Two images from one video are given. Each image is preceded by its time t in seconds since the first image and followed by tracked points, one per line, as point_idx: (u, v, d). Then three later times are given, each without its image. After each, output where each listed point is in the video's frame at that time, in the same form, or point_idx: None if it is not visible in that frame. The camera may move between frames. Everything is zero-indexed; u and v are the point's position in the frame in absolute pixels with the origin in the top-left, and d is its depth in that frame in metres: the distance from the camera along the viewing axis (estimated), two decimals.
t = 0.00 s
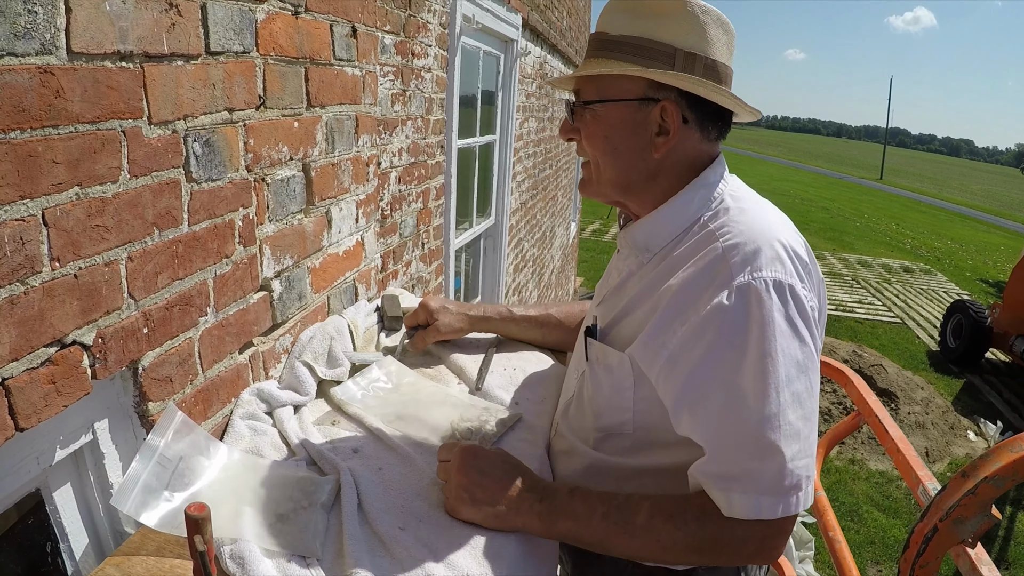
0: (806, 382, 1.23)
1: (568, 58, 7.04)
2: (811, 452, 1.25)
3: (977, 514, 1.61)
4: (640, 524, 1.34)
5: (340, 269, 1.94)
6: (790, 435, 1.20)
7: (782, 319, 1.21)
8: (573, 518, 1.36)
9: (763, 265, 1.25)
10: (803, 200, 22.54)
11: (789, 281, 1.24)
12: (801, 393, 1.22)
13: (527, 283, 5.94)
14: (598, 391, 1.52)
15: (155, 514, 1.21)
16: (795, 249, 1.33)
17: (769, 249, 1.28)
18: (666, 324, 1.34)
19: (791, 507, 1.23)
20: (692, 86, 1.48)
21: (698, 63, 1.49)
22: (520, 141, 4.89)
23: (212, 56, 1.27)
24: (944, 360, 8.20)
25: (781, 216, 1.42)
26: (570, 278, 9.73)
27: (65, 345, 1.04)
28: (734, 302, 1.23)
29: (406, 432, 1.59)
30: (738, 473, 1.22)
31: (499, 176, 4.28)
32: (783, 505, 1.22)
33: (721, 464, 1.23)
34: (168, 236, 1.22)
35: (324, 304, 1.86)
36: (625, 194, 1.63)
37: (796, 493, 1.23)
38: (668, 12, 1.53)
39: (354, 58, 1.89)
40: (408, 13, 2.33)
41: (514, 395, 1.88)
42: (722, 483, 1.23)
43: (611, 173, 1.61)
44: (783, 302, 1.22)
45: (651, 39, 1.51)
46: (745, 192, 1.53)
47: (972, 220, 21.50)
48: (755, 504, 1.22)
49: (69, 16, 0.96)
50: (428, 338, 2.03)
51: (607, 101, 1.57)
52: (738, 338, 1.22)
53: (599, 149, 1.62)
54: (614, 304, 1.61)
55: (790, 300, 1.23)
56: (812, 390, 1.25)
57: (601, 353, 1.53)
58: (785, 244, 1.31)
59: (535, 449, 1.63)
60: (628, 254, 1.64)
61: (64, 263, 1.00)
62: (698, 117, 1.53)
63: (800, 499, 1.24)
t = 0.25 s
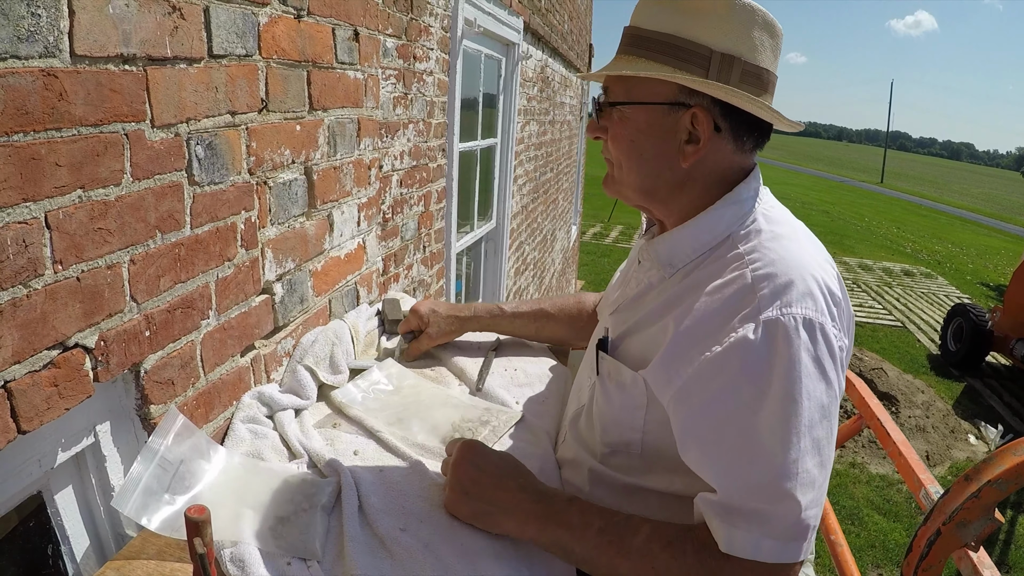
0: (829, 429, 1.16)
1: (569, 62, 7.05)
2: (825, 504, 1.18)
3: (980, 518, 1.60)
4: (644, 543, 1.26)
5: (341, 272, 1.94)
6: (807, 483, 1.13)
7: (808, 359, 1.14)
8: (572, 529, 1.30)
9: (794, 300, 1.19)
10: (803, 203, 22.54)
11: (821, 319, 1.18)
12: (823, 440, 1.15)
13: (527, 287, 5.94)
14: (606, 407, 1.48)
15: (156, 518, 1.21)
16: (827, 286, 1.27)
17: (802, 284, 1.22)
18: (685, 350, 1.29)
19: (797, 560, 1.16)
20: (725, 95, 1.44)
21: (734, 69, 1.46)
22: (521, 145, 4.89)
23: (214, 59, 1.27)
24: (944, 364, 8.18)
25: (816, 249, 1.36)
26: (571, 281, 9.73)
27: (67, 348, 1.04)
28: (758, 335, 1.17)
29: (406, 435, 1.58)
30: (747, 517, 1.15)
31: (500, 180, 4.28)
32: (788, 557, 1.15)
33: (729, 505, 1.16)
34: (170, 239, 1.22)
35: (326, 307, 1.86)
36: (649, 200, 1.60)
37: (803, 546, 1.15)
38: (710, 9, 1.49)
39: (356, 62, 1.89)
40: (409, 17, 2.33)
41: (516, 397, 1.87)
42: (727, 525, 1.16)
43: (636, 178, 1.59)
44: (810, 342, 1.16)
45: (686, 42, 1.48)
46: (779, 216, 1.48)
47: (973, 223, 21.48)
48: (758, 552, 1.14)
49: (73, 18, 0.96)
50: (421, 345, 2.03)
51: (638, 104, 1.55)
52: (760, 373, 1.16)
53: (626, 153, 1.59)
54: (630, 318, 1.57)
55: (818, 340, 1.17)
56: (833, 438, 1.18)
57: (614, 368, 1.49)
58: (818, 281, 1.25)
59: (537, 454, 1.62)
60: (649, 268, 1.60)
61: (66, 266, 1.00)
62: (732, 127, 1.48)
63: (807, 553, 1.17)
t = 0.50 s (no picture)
0: (838, 444, 1.15)
1: (569, 65, 7.06)
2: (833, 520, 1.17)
3: (982, 521, 1.60)
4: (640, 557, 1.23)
5: (341, 274, 1.94)
6: (815, 498, 1.12)
7: (819, 372, 1.14)
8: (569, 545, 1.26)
9: (807, 312, 1.19)
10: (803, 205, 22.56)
11: (834, 333, 1.17)
12: (832, 455, 1.14)
13: (527, 289, 5.95)
14: (613, 412, 1.48)
15: (155, 521, 1.21)
16: (841, 300, 1.26)
17: (816, 296, 1.22)
18: (695, 359, 1.29)
19: None
20: (742, 102, 1.43)
21: (756, 77, 1.45)
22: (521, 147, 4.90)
23: (215, 62, 1.27)
24: (944, 366, 8.18)
25: (833, 263, 1.35)
26: (571, 284, 9.74)
27: (68, 350, 1.04)
28: (769, 346, 1.17)
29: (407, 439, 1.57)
30: (753, 530, 1.14)
31: (500, 182, 4.29)
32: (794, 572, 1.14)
33: (736, 518, 1.15)
34: (171, 241, 1.22)
35: (326, 309, 1.86)
36: (663, 202, 1.61)
37: (810, 563, 1.14)
38: (738, 13, 1.47)
39: (357, 64, 1.89)
40: (410, 19, 2.34)
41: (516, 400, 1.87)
42: (733, 538, 1.15)
43: (651, 179, 1.60)
44: (822, 355, 1.15)
45: (709, 46, 1.48)
46: (795, 225, 1.47)
47: (973, 226, 21.49)
48: (762, 567, 1.13)
49: (74, 21, 0.96)
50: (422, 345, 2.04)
51: (656, 104, 1.55)
52: (770, 385, 1.15)
53: (642, 153, 1.60)
54: (641, 324, 1.57)
55: (830, 354, 1.16)
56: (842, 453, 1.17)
57: (621, 373, 1.49)
58: (832, 294, 1.25)
59: (537, 456, 1.62)
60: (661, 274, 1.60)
61: (66, 267, 1.00)
62: (750, 135, 1.47)
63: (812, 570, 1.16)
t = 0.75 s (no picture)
0: (837, 425, 1.17)
1: (568, 67, 7.08)
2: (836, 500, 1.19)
3: (979, 523, 1.60)
4: (641, 553, 1.23)
5: (339, 276, 1.94)
6: (819, 477, 1.13)
7: (818, 355, 1.16)
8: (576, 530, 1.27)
9: (805, 298, 1.21)
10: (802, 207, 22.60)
11: (832, 318, 1.19)
12: (832, 436, 1.16)
13: (526, 290, 5.95)
14: (611, 402, 1.48)
15: (153, 522, 1.21)
16: (836, 286, 1.28)
17: (813, 283, 1.24)
18: (694, 345, 1.29)
19: (810, 555, 1.16)
20: (732, 98, 1.44)
21: (749, 75, 1.46)
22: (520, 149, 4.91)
23: (213, 63, 1.28)
24: (944, 367, 8.19)
25: (825, 252, 1.38)
26: (570, 285, 9.74)
27: (66, 350, 1.04)
28: (770, 331, 1.18)
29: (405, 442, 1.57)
30: (761, 510, 1.16)
31: (499, 184, 4.30)
32: (803, 551, 1.15)
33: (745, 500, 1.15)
34: (169, 242, 1.22)
35: (324, 310, 1.87)
36: (659, 197, 1.62)
37: (817, 542, 1.15)
38: (736, 13, 1.49)
39: (355, 66, 1.90)
40: (408, 21, 2.35)
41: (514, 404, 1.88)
42: (744, 518, 1.15)
43: (647, 174, 1.61)
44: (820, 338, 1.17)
45: (705, 45, 1.49)
46: (788, 219, 1.50)
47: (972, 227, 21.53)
48: (773, 545, 1.14)
49: (72, 23, 0.96)
50: (421, 350, 2.04)
51: (653, 100, 1.57)
52: (771, 369, 1.17)
53: (639, 148, 1.61)
54: (637, 316, 1.58)
55: (828, 337, 1.18)
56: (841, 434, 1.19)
57: (619, 363, 1.50)
58: (828, 280, 1.27)
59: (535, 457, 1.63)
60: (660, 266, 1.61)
61: (65, 268, 1.01)
62: (742, 131, 1.48)
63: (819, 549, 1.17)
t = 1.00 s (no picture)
0: (824, 404, 1.21)
1: (565, 70, 7.09)
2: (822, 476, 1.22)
3: (974, 522, 1.60)
4: (634, 510, 1.24)
5: (337, 278, 1.95)
6: (807, 451, 1.17)
7: (806, 336, 1.20)
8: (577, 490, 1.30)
9: (795, 282, 1.25)
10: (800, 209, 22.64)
11: (819, 301, 1.24)
12: (819, 414, 1.19)
13: (524, 293, 5.96)
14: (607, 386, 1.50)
15: (151, 524, 1.21)
16: (824, 274, 1.32)
17: (802, 269, 1.29)
18: (688, 327, 1.32)
19: (796, 526, 1.19)
20: (732, 95, 1.46)
21: (746, 76, 1.48)
22: (518, 151, 4.91)
23: (210, 67, 1.28)
24: (942, 368, 8.19)
25: (812, 243, 1.42)
26: (568, 288, 9.74)
27: (63, 353, 1.04)
28: (761, 312, 1.22)
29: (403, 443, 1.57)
30: (754, 481, 1.18)
31: (497, 186, 4.30)
32: (789, 522, 1.18)
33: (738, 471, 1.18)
34: (166, 246, 1.23)
35: (322, 313, 1.87)
36: (657, 192, 1.61)
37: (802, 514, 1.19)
38: (733, 18, 1.51)
39: (352, 69, 1.91)
40: (405, 24, 2.35)
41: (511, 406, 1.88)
42: (734, 489, 1.18)
43: (645, 170, 1.61)
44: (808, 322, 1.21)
45: (705, 45, 1.50)
46: (777, 215, 1.54)
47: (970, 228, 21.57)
48: (762, 514, 1.17)
49: (69, 26, 0.97)
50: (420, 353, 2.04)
51: (654, 98, 1.57)
52: (762, 350, 1.20)
53: (638, 144, 1.61)
54: (633, 305, 1.60)
55: (815, 321, 1.22)
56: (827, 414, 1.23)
57: (615, 347, 1.52)
58: (816, 268, 1.31)
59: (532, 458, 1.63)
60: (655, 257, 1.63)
61: (62, 271, 1.01)
62: (739, 130, 1.51)
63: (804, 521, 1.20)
